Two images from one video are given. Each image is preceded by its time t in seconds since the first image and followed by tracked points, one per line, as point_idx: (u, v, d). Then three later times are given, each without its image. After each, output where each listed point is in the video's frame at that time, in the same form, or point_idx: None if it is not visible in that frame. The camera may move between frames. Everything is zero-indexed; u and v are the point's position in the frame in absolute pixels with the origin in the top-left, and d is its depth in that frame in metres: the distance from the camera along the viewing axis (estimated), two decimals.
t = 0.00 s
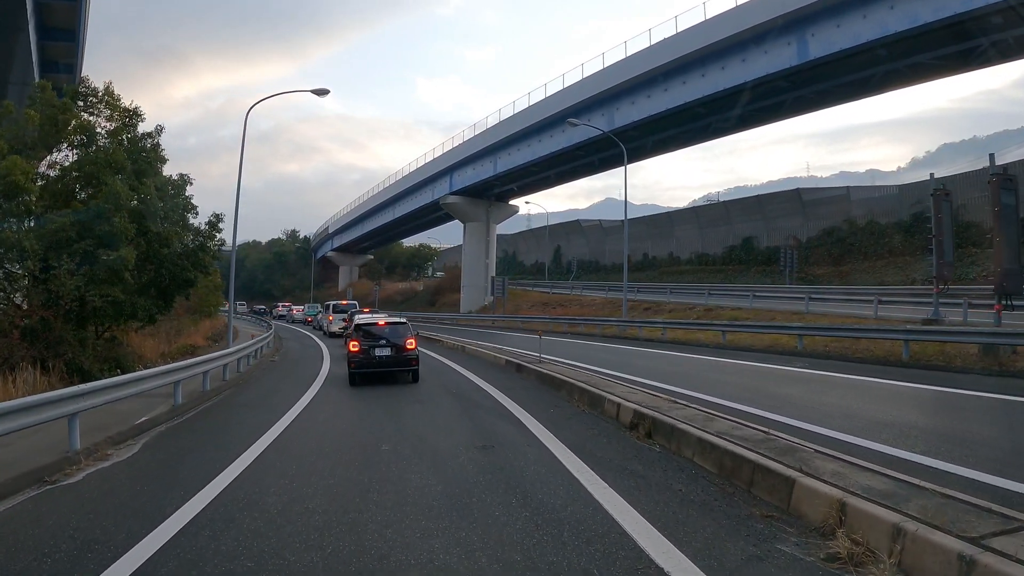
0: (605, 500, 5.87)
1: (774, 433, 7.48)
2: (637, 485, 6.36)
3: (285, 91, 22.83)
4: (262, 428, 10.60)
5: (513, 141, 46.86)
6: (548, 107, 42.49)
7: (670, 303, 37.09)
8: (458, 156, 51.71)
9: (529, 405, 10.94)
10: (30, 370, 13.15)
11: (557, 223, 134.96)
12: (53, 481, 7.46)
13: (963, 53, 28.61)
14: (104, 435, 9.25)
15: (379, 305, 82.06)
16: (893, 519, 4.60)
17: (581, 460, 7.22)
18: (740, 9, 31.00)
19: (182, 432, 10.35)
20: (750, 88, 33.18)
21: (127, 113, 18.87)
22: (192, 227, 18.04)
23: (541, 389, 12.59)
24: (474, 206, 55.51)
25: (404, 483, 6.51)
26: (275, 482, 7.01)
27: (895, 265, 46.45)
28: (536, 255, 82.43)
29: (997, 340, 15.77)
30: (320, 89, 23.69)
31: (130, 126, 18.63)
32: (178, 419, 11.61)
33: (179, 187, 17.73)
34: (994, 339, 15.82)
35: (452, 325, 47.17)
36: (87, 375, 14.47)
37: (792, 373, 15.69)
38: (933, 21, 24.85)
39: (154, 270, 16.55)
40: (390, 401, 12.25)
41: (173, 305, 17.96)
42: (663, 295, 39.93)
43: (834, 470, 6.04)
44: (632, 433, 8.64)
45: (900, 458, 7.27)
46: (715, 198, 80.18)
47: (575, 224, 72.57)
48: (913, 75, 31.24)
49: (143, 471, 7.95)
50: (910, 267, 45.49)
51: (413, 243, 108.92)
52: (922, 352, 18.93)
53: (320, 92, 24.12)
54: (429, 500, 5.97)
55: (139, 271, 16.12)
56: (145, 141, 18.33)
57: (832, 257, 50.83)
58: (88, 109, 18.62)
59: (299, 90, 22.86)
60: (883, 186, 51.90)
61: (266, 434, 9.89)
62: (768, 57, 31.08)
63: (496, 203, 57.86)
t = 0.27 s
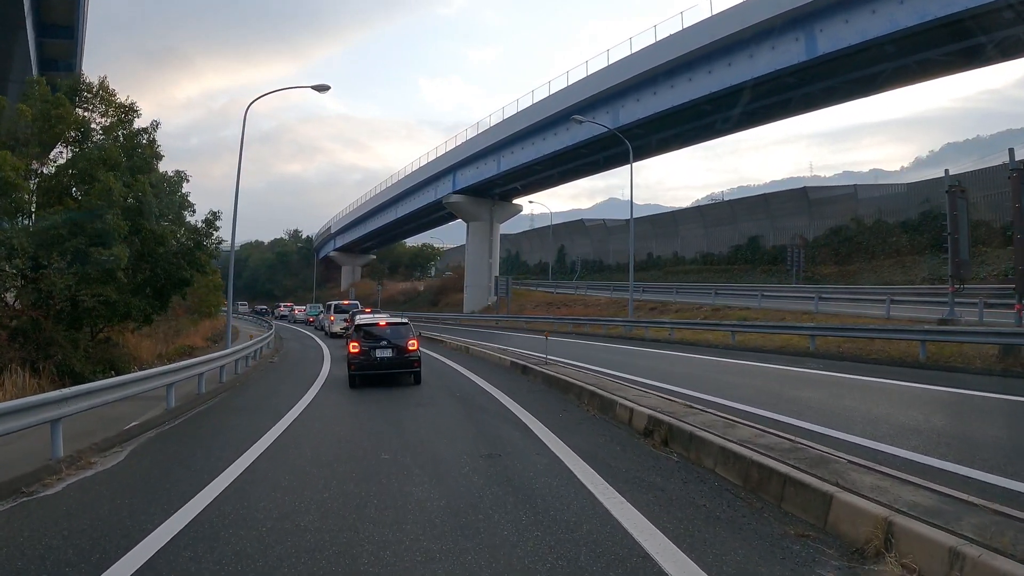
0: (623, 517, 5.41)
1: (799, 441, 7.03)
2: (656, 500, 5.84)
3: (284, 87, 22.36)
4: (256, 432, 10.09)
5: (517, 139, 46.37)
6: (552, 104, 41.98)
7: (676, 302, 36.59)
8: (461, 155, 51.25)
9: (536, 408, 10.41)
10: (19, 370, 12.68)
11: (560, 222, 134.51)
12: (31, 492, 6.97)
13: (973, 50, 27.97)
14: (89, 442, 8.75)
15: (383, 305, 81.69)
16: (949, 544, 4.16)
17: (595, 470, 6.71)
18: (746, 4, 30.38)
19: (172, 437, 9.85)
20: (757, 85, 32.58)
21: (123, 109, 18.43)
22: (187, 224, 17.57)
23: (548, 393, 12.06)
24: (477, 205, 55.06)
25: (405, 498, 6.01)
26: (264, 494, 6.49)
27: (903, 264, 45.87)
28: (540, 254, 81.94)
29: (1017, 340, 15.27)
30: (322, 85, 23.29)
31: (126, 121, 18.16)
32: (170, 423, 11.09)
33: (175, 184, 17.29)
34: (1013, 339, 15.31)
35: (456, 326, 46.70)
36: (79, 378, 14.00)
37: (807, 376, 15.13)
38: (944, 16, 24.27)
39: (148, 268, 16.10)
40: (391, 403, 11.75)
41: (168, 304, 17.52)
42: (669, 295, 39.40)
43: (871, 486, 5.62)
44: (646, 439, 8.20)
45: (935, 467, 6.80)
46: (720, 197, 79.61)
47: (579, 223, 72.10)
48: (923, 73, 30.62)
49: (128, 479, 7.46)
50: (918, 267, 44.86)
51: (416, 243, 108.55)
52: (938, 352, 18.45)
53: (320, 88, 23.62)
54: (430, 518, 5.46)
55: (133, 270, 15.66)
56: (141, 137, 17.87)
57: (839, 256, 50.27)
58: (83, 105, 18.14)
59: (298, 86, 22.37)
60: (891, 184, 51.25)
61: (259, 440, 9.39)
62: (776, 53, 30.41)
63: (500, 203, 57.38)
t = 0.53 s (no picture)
0: (645, 535, 4.98)
1: (827, 450, 6.62)
2: (678, 517, 5.35)
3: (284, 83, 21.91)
4: (249, 439, 9.61)
5: (521, 137, 45.91)
6: (556, 102, 41.51)
7: (682, 302, 36.09)
8: (464, 154, 50.82)
9: (543, 412, 9.91)
10: (10, 373, 12.25)
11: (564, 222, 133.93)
12: (7, 504, 6.53)
13: (985, 45, 27.39)
14: (76, 449, 8.32)
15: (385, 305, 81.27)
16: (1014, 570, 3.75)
17: (610, 482, 6.22)
18: None
19: (163, 444, 9.42)
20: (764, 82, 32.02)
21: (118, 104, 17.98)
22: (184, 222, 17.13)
23: (554, 396, 11.55)
24: (480, 205, 54.61)
25: (404, 514, 5.54)
26: (251, 509, 6.01)
27: (911, 264, 45.28)
28: (543, 254, 81.44)
29: None
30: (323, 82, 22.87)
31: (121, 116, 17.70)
32: (161, 429, 10.61)
33: (172, 181, 16.84)
34: None
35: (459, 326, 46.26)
36: (70, 380, 13.55)
37: (822, 377, 14.60)
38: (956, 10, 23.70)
39: (143, 267, 15.66)
40: (391, 407, 11.25)
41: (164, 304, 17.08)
42: (674, 294, 38.89)
43: (912, 502, 5.20)
44: (660, 447, 7.77)
45: (972, 477, 6.38)
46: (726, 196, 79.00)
47: (583, 223, 71.61)
48: (934, 69, 30.02)
49: (110, 490, 7.01)
50: (927, 266, 44.25)
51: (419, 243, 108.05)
52: (955, 353, 17.91)
53: (320, 84, 23.16)
54: (431, 538, 4.99)
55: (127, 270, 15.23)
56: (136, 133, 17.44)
57: (845, 255, 49.69)
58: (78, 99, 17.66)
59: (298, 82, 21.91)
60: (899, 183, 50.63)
61: (252, 447, 8.92)
62: (783, 49, 29.84)
63: (503, 202, 56.92)
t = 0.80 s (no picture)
0: (670, 556, 4.54)
1: (859, 462, 6.19)
2: (703, 537, 4.92)
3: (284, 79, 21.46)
4: (244, 443, 9.16)
5: (524, 136, 45.46)
6: (560, 100, 41.03)
7: (688, 302, 35.60)
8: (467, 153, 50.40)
9: (550, 418, 9.45)
10: None
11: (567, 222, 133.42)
12: None
13: (997, 41, 26.83)
14: (60, 457, 7.88)
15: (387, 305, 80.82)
16: None
17: (627, 497, 5.76)
18: None
19: (152, 450, 8.98)
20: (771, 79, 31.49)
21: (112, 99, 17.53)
22: (180, 220, 16.71)
23: (560, 399, 11.07)
24: (483, 204, 54.15)
25: (403, 533, 5.07)
26: (236, 526, 5.54)
27: (919, 263, 44.73)
28: (547, 254, 80.95)
29: None
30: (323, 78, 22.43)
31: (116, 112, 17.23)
32: (153, 433, 10.14)
33: (168, 178, 16.40)
34: None
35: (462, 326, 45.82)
36: (61, 382, 13.17)
37: (838, 380, 14.12)
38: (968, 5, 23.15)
39: (138, 266, 15.24)
40: (391, 410, 10.78)
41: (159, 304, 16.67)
42: (680, 294, 38.39)
43: (959, 519, 4.78)
44: (676, 456, 7.35)
45: (1015, 490, 5.95)
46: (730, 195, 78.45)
47: (586, 222, 71.12)
48: (944, 65, 29.45)
49: (89, 503, 6.56)
50: (935, 265, 43.67)
51: (421, 243, 107.65)
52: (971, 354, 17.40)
53: (320, 81, 22.78)
54: (433, 560, 4.54)
55: (120, 269, 14.80)
56: (133, 129, 17.07)
57: (852, 255, 49.15)
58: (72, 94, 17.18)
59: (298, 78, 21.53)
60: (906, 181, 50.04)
61: (244, 452, 8.47)
62: (790, 45, 29.30)
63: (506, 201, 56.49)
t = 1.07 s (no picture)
0: None
1: (895, 476, 5.77)
2: (732, 558, 4.49)
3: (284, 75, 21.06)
4: (236, 449, 8.71)
5: (528, 134, 45.03)
6: (563, 98, 40.58)
7: (694, 302, 35.13)
8: (470, 152, 49.97)
9: (558, 424, 9.00)
10: None
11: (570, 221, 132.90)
12: None
13: (1009, 36, 26.28)
14: (43, 465, 7.47)
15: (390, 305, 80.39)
16: None
17: (646, 513, 5.35)
18: None
19: (141, 457, 8.56)
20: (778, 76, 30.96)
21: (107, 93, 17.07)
22: (176, 218, 16.29)
23: (567, 403, 10.63)
24: (486, 203, 53.70)
25: (402, 555, 4.64)
26: (220, 545, 5.10)
27: (927, 262, 44.19)
28: (550, 253, 80.47)
29: None
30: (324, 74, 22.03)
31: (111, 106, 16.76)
32: (143, 439, 9.69)
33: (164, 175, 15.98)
34: None
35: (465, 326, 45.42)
36: (51, 384, 12.85)
37: (853, 383, 13.70)
38: None
39: (132, 266, 14.82)
40: (391, 414, 10.33)
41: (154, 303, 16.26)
42: (685, 294, 37.92)
43: (1014, 539, 4.35)
44: (694, 465, 6.94)
45: None
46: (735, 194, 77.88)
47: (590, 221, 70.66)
48: (955, 61, 28.92)
49: (65, 518, 6.14)
50: (944, 265, 43.13)
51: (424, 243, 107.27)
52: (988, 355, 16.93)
53: (321, 77, 22.36)
54: None
55: (113, 268, 14.38)
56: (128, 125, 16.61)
57: (859, 254, 48.63)
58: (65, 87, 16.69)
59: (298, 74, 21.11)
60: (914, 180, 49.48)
61: (235, 459, 8.02)
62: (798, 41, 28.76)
63: (509, 200, 56.06)
